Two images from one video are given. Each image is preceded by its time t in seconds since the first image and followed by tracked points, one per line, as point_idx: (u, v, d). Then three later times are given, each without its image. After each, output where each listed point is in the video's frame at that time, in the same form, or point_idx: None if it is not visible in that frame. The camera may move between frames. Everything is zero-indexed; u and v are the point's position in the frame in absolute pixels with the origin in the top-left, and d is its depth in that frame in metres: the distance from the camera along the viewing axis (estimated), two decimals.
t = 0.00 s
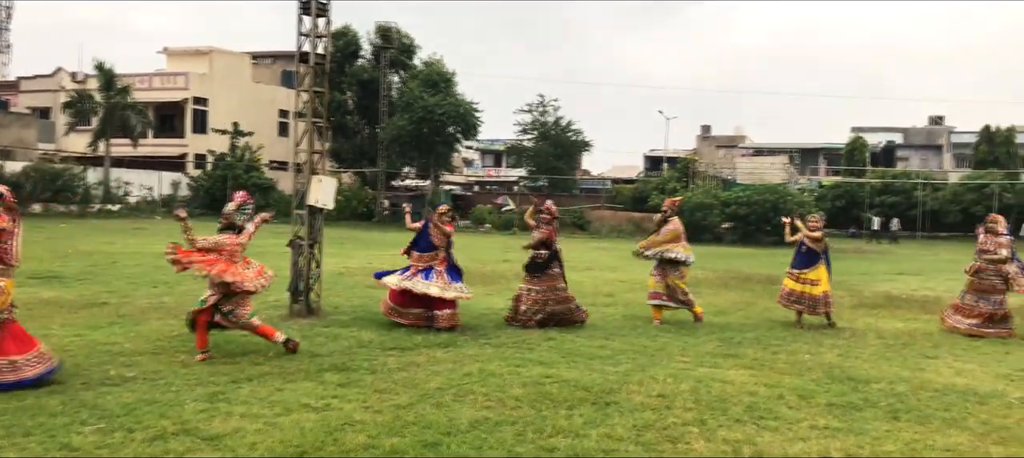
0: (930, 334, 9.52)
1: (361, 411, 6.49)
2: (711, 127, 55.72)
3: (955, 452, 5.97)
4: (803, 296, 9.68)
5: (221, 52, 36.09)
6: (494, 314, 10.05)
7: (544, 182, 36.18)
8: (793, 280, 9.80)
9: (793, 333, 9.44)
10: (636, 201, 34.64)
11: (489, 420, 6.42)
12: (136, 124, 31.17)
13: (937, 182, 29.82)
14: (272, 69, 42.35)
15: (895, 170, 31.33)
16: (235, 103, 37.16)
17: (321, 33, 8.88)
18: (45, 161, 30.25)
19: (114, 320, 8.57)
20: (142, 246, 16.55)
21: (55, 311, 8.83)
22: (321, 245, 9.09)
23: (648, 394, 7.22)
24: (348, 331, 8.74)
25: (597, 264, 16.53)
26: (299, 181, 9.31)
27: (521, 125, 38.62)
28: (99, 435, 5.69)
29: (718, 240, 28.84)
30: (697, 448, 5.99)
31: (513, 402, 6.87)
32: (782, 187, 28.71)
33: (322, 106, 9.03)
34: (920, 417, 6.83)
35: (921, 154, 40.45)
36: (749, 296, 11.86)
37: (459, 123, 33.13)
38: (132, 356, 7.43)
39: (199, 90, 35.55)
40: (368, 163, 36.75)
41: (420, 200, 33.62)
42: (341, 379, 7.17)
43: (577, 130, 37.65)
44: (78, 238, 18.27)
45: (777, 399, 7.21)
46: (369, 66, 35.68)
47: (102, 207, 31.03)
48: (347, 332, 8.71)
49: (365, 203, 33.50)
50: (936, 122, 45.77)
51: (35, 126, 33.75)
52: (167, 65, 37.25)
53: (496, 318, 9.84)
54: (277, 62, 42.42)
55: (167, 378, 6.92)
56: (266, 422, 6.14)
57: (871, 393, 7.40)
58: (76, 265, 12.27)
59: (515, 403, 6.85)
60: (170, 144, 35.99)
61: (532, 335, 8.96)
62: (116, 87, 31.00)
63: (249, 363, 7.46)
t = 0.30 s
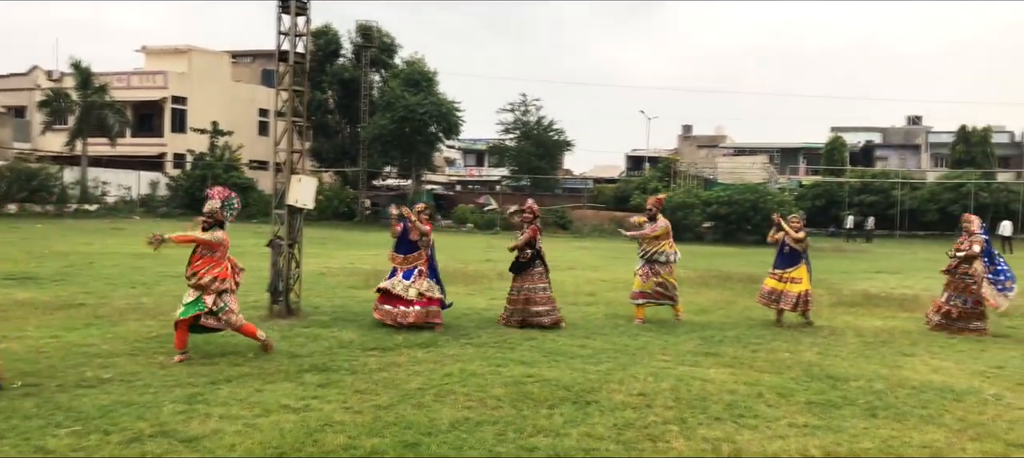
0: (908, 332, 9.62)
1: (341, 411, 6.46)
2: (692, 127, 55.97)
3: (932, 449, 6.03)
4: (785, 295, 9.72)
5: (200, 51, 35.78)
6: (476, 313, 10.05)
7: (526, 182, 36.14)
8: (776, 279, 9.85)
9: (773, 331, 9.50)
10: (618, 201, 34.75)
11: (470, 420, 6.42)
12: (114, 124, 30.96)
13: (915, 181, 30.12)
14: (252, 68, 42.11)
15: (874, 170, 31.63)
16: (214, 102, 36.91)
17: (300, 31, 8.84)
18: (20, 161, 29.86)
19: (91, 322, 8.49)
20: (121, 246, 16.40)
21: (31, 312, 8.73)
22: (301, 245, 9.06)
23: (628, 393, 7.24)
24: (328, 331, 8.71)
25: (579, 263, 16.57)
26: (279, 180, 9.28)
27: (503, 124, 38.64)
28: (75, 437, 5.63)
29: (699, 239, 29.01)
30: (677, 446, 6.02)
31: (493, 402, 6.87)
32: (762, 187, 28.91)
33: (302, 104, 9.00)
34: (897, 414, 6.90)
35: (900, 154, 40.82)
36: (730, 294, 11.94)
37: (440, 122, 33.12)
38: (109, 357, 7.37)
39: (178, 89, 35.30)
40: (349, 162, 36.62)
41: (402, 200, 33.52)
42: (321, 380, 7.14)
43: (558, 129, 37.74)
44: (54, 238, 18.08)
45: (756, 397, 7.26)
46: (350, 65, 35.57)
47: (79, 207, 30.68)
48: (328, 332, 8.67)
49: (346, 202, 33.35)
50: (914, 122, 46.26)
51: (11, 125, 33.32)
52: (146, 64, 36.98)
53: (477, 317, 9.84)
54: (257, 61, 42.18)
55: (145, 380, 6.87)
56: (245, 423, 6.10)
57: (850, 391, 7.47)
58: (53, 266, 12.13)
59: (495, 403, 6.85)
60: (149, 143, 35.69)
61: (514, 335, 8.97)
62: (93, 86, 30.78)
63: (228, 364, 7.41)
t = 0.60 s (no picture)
0: (880, 330, 9.73)
1: (316, 412, 6.42)
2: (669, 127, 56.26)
3: (902, 446, 6.11)
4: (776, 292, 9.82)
5: (173, 48, 35.52)
6: (452, 313, 10.02)
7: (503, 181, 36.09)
8: (766, 277, 9.86)
9: (748, 330, 9.57)
10: (595, 200, 34.85)
11: (445, 420, 6.40)
12: (85, 121, 30.52)
13: (888, 181, 30.49)
14: (227, 66, 41.78)
15: (848, 170, 31.98)
16: (188, 100, 36.60)
17: (274, 29, 8.77)
18: None
19: (61, 322, 8.38)
20: (92, 245, 16.21)
21: None
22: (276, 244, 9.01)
23: (604, 392, 7.26)
24: (303, 331, 8.65)
25: (554, 263, 16.60)
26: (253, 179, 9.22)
27: (480, 124, 38.63)
28: (42, 440, 5.55)
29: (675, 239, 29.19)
30: (652, 445, 6.04)
31: (469, 402, 6.86)
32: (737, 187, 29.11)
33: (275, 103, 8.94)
34: (869, 412, 6.97)
35: (873, 154, 41.31)
36: (705, 293, 12.02)
37: (417, 121, 33.07)
38: (79, 358, 7.27)
39: (151, 87, 35.00)
40: (325, 161, 36.43)
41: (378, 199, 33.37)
42: (295, 380, 7.10)
43: (535, 129, 37.82)
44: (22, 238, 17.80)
45: (731, 395, 7.31)
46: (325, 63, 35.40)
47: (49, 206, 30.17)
48: (302, 332, 8.62)
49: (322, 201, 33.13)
50: (886, 123, 46.78)
51: None
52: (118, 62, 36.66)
53: (454, 317, 9.83)
54: (232, 59, 41.86)
55: (116, 381, 6.79)
56: (217, 424, 6.04)
57: (823, 389, 7.54)
58: (21, 265, 11.96)
59: (471, 402, 6.83)
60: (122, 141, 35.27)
61: (490, 334, 8.96)
62: (64, 83, 30.37)
63: (201, 364, 7.34)
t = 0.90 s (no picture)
0: (851, 330, 9.85)
1: (287, 414, 6.38)
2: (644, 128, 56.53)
3: (871, 444, 6.19)
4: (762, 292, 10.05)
5: (144, 46, 35.12)
6: (426, 315, 10.01)
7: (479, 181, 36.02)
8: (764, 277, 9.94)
9: (720, 330, 9.65)
10: (570, 201, 34.93)
11: (418, 422, 6.39)
12: (53, 120, 30.19)
13: (858, 183, 30.90)
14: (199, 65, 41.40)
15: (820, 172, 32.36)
16: (159, 99, 36.21)
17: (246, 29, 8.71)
18: None
19: (26, 325, 8.24)
20: (60, 246, 16.00)
21: None
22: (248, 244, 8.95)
23: (577, 393, 7.28)
24: (275, 333, 8.59)
25: (528, 263, 16.64)
26: (224, 179, 9.13)
27: (456, 124, 38.61)
28: (6, 444, 5.47)
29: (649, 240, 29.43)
30: (625, 445, 6.07)
31: (442, 403, 6.86)
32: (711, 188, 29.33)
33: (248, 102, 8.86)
34: (839, 411, 7.05)
35: (845, 156, 41.82)
36: (677, 294, 12.11)
37: (391, 121, 32.97)
38: (45, 362, 7.17)
39: (121, 86, 34.62)
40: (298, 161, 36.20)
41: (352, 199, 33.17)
42: (266, 382, 7.04)
43: (511, 130, 37.86)
44: None
45: (703, 396, 7.36)
46: (299, 63, 35.19)
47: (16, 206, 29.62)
48: (274, 334, 8.56)
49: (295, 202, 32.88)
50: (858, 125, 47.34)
51: None
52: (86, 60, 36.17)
53: (427, 318, 9.81)
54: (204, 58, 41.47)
55: (83, 384, 6.70)
56: (186, 427, 5.98)
57: (795, 389, 7.61)
58: None
59: (444, 404, 6.83)
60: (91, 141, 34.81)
61: (464, 336, 8.95)
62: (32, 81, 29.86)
63: (171, 367, 7.27)
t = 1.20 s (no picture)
0: (823, 330, 9.97)
1: (260, 417, 6.32)
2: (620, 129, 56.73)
3: (843, 443, 6.25)
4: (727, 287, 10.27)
5: (115, 45, 34.65)
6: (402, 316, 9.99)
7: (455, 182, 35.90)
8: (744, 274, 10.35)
9: (695, 330, 9.72)
10: (547, 202, 34.99)
11: (393, 424, 6.36)
12: (21, 120, 29.50)
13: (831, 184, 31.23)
14: (171, 64, 40.99)
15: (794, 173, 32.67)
16: (130, 98, 35.75)
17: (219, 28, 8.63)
18: None
19: None
20: (29, 247, 15.78)
21: None
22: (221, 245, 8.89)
23: (553, 394, 7.29)
24: (248, 335, 8.53)
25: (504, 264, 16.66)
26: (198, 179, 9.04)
27: (432, 124, 38.56)
28: None
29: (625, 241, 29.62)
30: (600, 446, 6.09)
31: (417, 405, 6.83)
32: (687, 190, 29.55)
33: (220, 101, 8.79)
34: (812, 411, 7.12)
35: (819, 158, 42.24)
36: (653, 294, 12.19)
37: (367, 122, 32.81)
38: (12, 364, 7.05)
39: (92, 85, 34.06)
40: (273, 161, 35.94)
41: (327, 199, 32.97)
42: (239, 385, 6.98)
43: (487, 131, 37.86)
44: None
45: (678, 395, 7.40)
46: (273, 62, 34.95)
47: None
48: (248, 336, 8.49)
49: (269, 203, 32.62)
50: (831, 127, 47.82)
51: None
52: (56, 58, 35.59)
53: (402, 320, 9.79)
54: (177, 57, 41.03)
55: (51, 387, 6.60)
56: (157, 430, 5.91)
57: (769, 388, 7.68)
58: None
59: (419, 405, 6.80)
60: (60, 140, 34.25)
61: (439, 337, 8.94)
62: None
63: (142, 369, 7.18)
